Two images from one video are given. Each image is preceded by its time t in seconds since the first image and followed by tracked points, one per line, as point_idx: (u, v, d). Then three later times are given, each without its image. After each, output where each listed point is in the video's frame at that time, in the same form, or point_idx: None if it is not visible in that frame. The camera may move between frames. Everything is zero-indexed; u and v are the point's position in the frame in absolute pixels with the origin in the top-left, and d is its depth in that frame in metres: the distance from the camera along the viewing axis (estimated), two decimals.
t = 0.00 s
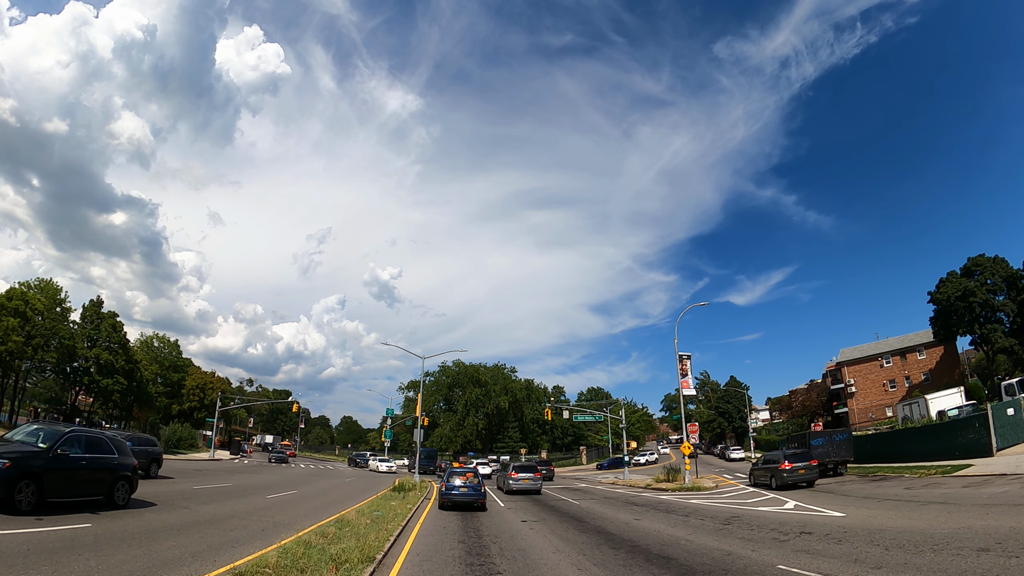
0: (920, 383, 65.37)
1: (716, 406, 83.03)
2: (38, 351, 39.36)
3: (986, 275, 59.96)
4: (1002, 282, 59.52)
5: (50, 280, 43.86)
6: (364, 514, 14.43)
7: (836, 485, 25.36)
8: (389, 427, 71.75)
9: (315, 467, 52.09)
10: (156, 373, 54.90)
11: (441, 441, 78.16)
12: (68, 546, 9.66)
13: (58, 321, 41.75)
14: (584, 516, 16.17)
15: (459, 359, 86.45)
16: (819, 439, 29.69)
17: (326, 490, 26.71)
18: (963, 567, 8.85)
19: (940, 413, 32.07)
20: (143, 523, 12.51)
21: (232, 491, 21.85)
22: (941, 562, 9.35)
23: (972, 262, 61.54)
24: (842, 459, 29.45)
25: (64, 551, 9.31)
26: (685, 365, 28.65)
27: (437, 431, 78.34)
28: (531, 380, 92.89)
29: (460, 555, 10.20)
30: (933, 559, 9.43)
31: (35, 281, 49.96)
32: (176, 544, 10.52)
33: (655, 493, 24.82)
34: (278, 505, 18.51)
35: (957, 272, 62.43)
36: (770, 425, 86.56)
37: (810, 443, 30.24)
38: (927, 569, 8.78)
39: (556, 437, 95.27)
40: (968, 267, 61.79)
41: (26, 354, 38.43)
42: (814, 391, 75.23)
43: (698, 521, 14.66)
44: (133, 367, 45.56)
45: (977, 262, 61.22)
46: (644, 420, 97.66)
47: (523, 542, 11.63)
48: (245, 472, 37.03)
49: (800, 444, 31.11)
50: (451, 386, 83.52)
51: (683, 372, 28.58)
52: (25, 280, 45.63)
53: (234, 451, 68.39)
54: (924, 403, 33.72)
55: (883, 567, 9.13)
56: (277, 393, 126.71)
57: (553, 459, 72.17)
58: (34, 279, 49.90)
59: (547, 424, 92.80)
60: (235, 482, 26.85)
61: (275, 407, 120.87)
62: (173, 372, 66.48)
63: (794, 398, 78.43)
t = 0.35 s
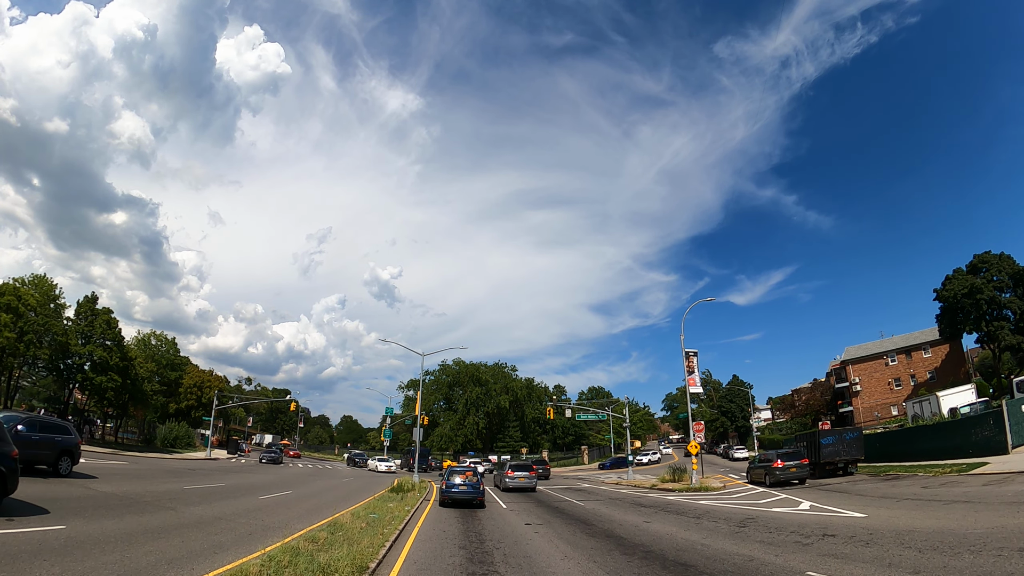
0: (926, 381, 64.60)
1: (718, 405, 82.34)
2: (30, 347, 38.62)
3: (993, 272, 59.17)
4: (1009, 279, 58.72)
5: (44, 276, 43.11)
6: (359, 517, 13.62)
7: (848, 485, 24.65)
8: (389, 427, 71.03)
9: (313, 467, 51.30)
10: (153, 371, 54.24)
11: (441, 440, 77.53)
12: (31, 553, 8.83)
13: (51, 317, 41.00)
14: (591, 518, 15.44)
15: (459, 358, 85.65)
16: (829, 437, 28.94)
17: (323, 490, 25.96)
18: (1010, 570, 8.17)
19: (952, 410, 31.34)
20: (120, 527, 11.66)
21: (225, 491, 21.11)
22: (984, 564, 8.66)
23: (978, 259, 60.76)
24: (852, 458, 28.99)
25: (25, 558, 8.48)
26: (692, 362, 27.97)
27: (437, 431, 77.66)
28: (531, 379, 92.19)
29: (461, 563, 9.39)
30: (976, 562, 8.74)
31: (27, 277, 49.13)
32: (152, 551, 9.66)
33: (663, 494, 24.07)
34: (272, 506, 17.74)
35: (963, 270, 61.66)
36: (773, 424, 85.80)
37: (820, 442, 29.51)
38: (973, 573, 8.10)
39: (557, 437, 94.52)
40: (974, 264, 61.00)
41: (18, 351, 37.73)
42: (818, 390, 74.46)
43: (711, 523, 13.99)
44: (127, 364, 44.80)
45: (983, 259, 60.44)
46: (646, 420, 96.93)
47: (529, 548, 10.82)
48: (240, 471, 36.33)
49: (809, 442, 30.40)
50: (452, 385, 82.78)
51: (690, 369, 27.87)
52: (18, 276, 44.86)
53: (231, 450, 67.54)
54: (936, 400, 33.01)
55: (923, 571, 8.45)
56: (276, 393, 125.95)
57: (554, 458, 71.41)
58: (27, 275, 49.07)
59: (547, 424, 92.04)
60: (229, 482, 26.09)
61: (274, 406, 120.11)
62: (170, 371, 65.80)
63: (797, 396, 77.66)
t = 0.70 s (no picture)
0: (930, 381, 63.86)
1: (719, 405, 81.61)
2: (18, 343, 37.69)
3: (998, 270, 58.44)
4: (1014, 277, 57.99)
5: (33, 271, 42.16)
6: (349, 522, 12.66)
7: (860, 486, 23.93)
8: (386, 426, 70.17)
9: (309, 467, 50.37)
10: (147, 370, 53.40)
11: (439, 441, 76.64)
12: None
13: (40, 312, 40.07)
14: (598, 523, 14.69)
15: (458, 358, 84.71)
16: (839, 437, 28.26)
17: (315, 492, 25.06)
18: None
19: (964, 408, 30.60)
20: (86, 532, 10.71)
21: (212, 493, 20.25)
22: None
23: (983, 257, 60.05)
24: (863, 457, 28.26)
25: None
26: (697, 360, 27.27)
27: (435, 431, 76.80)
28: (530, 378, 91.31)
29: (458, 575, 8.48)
30: None
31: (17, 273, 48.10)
32: (113, 562, 8.72)
33: (668, 496, 23.31)
34: (260, 508, 16.88)
35: (968, 268, 60.95)
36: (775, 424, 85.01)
37: (830, 442, 28.88)
38: None
39: (556, 438, 93.59)
40: (979, 262, 60.29)
41: (5, 346, 36.79)
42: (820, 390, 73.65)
43: (727, 528, 13.32)
44: (118, 362, 43.87)
45: (988, 257, 59.73)
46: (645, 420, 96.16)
47: (534, 557, 9.89)
48: (232, 472, 35.41)
49: (818, 442, 29.73)
50: (450, 385, 81.87)
51: (695, 367, 27.14)
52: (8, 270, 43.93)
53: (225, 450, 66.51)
54: (948, 398, 32.32)
55: None
56: (273, 393, 124.79)
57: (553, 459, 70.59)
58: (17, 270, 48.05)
59: (546, 424, 91.12)
60: (218, 483, 25.21)
61: (270, 406, 119.00)
62: (164, 369, 64.89)
63: (800, 396, 76.86)
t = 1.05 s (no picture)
0: (935, 380, 63.02)
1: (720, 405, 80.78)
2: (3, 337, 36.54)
3: (1005, 267, 57.55)
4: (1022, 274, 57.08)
5: (20, 263, 40.96)
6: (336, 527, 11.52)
7: (877, 486, 23.02)
8: (383, 426, 69.01)
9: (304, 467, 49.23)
10: (139, 367, 52.24)
11: (437, 441, 75.50)
12: None
13: (27, 306, 38.88)
14: (608, 528, 13.63)
15: (456, 357, 83.51)
16: (852, 436, 27.57)
17: (305, 493, 23.89)
18: None
19: (979, 405, 29.77)
20: (39, 538, 9.58)
21: (195, 494, 19.08)
22: None
23: (990, 254, 59.16)
24: (876, 456, 27.60)
25: None
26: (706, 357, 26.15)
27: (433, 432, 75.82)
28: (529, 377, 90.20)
29: None
30: None
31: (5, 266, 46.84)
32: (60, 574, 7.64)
33: (677, 498, 22.25)
34: (243, 510, 15.72)
35: (974, 265, 60.09)
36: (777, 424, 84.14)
37: (842, 441, 28.13)
38: None
39: (555, 437, 92.46)
40: (985, 259, 59.41)
41: None
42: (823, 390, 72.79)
43: (750, 532, 12.40)
44: (107, 358, 42.67)
45: (995, 254, 58.84)
46: (646, 420, 95.18)
47: (541, 568, 8.81)
48: (221, 472, 34.29)
49: (829, 441, 28.93)
50: (448, 384, 80.73)
51: (703, 364, 26.12)
52: None
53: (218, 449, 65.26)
54: (963, 395, 31.55)
55: None
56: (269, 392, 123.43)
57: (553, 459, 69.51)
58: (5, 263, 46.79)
59: (545, 424, 90.03)
60: (205, 484, 24.06)
61: (266, 405, 117.70)
62: (156, 366, 63.79)
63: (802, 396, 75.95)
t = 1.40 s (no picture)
0: (944, 378, 61.91)
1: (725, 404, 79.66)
2: None
3: (1016, 262, 56.33)
4: None
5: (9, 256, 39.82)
6: (322, 534, 10.33)
7: (900, 486, 21.97)
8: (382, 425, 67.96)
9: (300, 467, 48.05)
10: (133, 365, 51.24)
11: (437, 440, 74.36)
12: None
13: (14, 300, 37.78)
14: (622, 534, 12.53)
15: (456, 355, 82.31)
16: (870, 433, 26.43)
17: (297, 493, 22.79)
18: None
19: (1000, 400, 28.72)
20: None
21: (177, 494, 17.98)
22: None
23: (1000, 249, 57.96)
24: (895, 454, 26.57)
25: None
26: (717, 351, 25.35)
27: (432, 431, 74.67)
28: (530, 376, 89.00)
29: None
30: None
31: None
32: None
33: (690, 499, 21.17)
34: (225, 512, 14.63)
35: (984, 260, 58.92)
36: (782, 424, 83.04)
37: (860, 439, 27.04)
38: None
39: (556, 437, 91.22)
40: (996, 254, 58.22)
41: None
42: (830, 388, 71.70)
43: (785, 538, 11.47)
44: (96, 354, 41.54)
45: (1005, 249, 57.63)
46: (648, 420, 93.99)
47: None
48: (213, 472, 33.18)
49: (846, 439, 27.84)
50: (447, 383, 79.55)
51: (715, 359, 25.29)
52: None
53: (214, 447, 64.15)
54: (983, 390, 30.47)
55: None
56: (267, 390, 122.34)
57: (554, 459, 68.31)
58: None
59: (547, 423, 88.86)
60: (190, 483, 22.99)
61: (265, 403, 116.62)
62: (150, 363, 63.18)
63: (808, 394, 74.77)
